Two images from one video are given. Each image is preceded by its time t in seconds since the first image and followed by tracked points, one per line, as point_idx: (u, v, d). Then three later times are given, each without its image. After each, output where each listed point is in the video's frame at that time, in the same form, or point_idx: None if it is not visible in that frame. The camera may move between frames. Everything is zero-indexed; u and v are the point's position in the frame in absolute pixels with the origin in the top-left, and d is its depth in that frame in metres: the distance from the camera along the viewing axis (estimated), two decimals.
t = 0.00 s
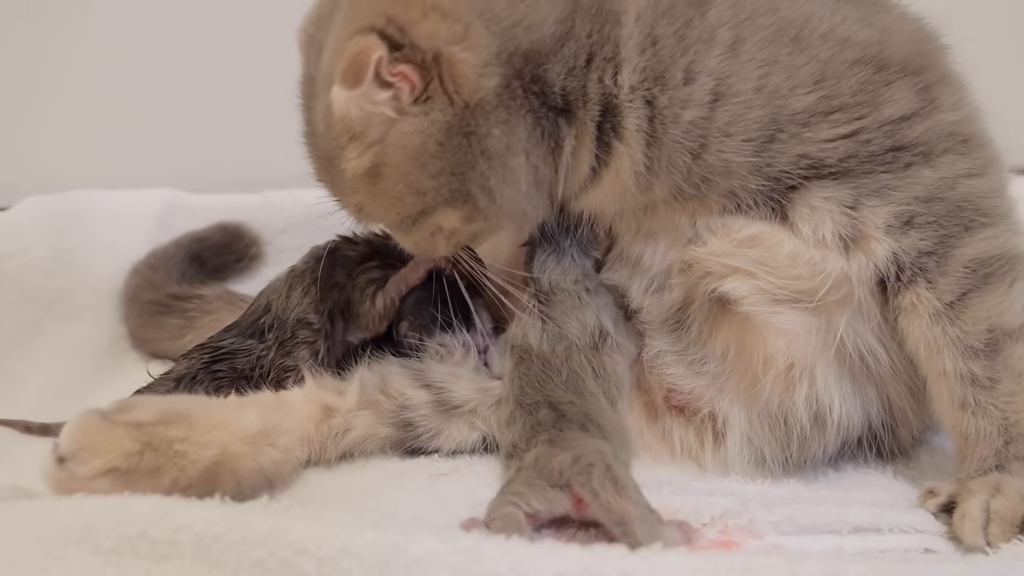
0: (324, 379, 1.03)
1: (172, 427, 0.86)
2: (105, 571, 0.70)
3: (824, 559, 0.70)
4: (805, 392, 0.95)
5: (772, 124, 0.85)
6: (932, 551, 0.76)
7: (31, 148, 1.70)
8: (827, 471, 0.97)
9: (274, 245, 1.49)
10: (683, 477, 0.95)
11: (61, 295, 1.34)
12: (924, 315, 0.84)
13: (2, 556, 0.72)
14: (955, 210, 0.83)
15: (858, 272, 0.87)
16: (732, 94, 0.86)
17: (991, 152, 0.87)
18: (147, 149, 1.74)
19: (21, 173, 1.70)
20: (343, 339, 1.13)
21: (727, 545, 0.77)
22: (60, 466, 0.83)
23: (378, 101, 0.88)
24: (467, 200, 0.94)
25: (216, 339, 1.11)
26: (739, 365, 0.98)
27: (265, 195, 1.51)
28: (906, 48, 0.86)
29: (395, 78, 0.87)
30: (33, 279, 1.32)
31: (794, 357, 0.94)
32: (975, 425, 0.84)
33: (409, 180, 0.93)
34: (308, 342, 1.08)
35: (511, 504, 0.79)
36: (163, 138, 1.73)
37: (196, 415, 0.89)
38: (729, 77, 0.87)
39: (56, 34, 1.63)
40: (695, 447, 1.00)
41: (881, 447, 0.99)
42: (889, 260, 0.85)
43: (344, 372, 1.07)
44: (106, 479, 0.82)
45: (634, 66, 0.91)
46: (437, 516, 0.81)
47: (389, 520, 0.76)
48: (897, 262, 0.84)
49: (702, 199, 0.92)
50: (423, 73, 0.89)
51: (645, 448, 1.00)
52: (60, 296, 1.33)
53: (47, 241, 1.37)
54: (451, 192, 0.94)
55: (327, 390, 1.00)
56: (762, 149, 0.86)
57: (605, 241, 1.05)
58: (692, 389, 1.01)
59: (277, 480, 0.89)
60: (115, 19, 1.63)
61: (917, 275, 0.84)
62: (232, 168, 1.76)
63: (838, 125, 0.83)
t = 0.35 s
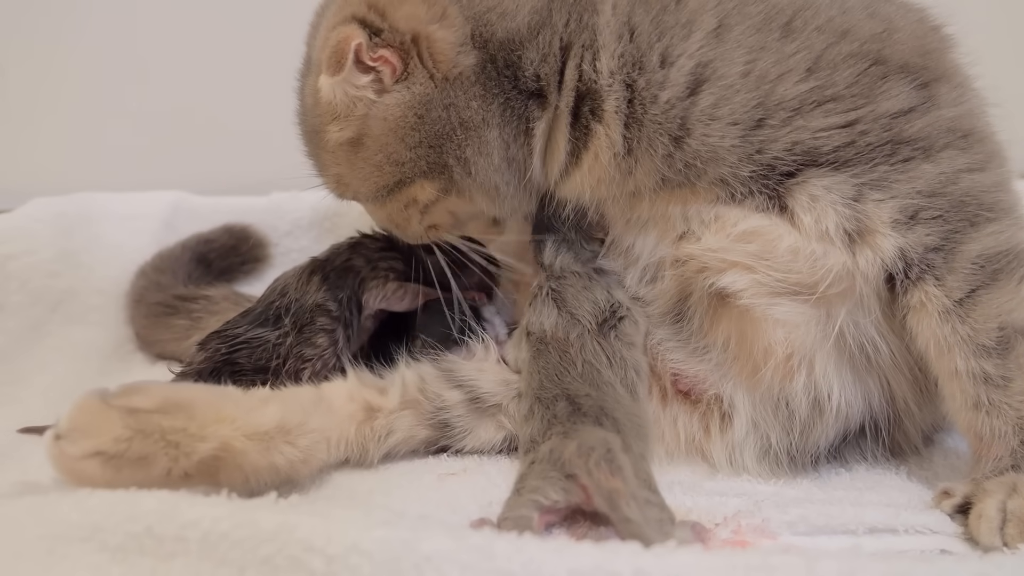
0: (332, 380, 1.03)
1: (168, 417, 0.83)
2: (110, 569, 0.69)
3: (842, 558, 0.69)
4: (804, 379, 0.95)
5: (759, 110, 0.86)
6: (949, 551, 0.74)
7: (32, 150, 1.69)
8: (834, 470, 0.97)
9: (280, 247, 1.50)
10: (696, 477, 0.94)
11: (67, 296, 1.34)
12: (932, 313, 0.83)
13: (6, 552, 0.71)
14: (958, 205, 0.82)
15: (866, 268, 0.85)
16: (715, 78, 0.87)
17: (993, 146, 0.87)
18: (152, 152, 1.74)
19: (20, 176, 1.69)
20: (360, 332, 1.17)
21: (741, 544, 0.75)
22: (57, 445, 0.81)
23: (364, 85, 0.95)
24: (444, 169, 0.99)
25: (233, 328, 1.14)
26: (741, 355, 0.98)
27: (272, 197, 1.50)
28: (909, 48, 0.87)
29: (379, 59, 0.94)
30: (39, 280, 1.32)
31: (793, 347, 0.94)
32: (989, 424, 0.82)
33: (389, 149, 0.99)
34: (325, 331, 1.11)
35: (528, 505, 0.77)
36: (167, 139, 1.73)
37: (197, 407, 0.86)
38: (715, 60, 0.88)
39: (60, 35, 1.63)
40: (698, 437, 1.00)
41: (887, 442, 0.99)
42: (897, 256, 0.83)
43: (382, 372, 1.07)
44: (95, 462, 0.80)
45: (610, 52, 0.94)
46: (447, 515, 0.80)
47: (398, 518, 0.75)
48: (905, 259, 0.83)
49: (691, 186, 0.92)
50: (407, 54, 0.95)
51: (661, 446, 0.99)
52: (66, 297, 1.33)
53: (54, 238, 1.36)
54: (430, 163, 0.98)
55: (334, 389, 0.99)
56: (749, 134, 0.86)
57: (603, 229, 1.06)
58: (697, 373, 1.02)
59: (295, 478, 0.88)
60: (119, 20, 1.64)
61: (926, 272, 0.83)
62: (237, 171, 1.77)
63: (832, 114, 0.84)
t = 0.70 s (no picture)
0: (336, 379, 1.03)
1: (194, 409, 0.82)
2: (112, 566, 0.69)
3: (849, 557, 0.69)
4: (805, 368, 0.95)
5: (756, 106, 0.86)
6: (956, 551, 0.74)
7: (36, 151, 1.70)
8: (840, 468, 0.97)
9: (285, 248, 1.52)
10: (703, 478, 0.94)
11: (71, 296, 1.34)
12: (936, 310, 0.83)
13: (8, 549, 0.71)
14: (961, 200, 0.82)
15: (868, 262, 0.85)
16: (711, 74, 0.88)
17: (996, 141, 0.86)
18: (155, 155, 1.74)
19: (34, 177, 1.71)
20: (348, 341, 1.16)
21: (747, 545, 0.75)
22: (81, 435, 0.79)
23: (419, 111, 0.89)
24: (452, 201, 0.95)
25: (217, 340, 1.10)
26: (743, 345, 0.97)
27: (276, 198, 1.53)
28: (909, 44, 0.86)
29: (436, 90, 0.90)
30: (43, 280, 1.32)
31: (794, 336, 0.93)
32: (996, 423, 0.81)
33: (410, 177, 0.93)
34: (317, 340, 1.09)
35: (533, 500, 0.77)
36: (171, 139, 1.73)
37: (223, 400, 0.85)
38: (712, 58, 0.88)
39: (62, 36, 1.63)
40: (701, 427, 0.99)
41: (890, 437, 0.98)
42: (898, 253, 0.83)
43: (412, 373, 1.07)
44: (121, 453, 0.77)
45: (609, 58, 0.94)
46: (450, 513, 0.80)
47: (401, 515, 0.74)
48: (907, 255, 0.83)
49: (690, 181, 0.92)
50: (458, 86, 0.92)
51: (665, 434, 0.99)
52: (70, 297, 1.34)
53: (59, 237, 1.38)
54: (442, 193, 0.94)
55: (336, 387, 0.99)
56: (746, 129, 0.86)
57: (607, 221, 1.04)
58: (699, 361, 1.01)
59: (324, 478, 0.90)
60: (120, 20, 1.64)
61: (928, 269, 0.83)
62: (239, 173, 1.78)
63: (831, 109, 0.84)
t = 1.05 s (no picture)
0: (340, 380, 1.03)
1: (215, 410, 0.82)
2: (115, 565, 0.68)
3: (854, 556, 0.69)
4: (810, 372, 0.94)
5: (761, 107, 0.86)
6: (963, 551, 0.73)
7: (34, 153, 1.69)
8: (845, 471, 0.96)
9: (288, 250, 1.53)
10: (706, 478, 0.94)
11: (74, 298, 1.34)
12: (941, 311, 0.83)
13: (12, 547, 0.71)
14: (964, 201, 0.81)
15: (874, 262, 0.85)
16: (719, 74, 0.88)
17: (998, 142, 0.86)
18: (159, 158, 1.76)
19: (32, 180, 1.70)
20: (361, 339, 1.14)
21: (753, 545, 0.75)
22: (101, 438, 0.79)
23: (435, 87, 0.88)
24: (503, 180, 0.94)
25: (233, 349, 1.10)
26: (748, 348, 0.97)
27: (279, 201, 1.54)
28: (910, 45, 0.86)
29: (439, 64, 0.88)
30: (47, 281, 1.32)
31: (799, 339, 0.92)
32: (1001, 423, 0.81)
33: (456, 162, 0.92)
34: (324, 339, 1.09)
35: (539, 499, 0.77)
36: (171, 141, 1.74)
37: (243, 399, 0.85)
38: (719, 59, 0.88)
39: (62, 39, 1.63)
40: (704, 432, 0.99)
41: (895, 441, 0.98)
42: (903, 253, 0.83)
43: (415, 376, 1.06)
44: (144, 455, 0.77)
45: (620, 57, 0.94)
46: (454, 513, 0.80)
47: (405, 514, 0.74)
48: (911, 255, 0.83)
49: (695, 183, 0.92)
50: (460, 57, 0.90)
51: (669, 437, 0.98)
52: (73, 299, 1.34)
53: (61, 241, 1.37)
54: (495, 175, 0.94)
55: (339, 387, 0.99)
56: (751, 130, 0.87)
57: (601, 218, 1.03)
58: (703, 365, 1.00)
59: (334, 481, 0.89)
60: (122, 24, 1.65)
61: (932, 269, 0.83)
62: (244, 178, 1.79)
63: (834, 110, 0.84)
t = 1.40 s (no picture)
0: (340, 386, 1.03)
1: (219, 414, 0.84)
2: (115, 569, 0.68)
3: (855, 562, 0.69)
4: (812, 373, 0.93)
5: (761, 115, 0.86)
6: (965, 557, 0.73)
7: (34, 157, 1.71)
8: (846, 476, 0.96)
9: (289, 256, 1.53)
10: (706, 483, 0.94)
11: (75, 304, 1.34)
12: (941, 316, 0.83)
13: (12, 551, 0.70)
14: (964, 207, 0.82)
15: (872, 268, 0.85)
16: (720, 83, 0.88)
17: (999, 148, 0.87)
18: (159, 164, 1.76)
19: (32, 186, 1.72)
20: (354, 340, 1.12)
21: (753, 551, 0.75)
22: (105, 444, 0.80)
23: (454, 117, 0.88)
24: (471, 212, 0.93)
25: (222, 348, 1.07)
26: (749, 352, 0.96)
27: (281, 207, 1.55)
28: (910, 52, 0.87)
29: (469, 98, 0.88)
30: (47, 286, 1.33)
31: (800, 341, 0.91)
32: (1002, 429, 0.81)
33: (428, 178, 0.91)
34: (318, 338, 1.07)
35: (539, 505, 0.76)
36: (171, 143, 1.74)
37: (247, 404, 0.87)
38: (717, 70, 0.89)
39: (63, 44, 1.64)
40: (705, 438, 0.98)
41: (898, 445, 0.97)
42: (902, 259, 0.83)
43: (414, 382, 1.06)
44: (148, 462, 0.78)
45: (621, 72, 0.95)
46: (454, 519, 0.80)
47: (405, 519, 0.74)
48: (910, 261, 0.83)
49: (697, 190, 0.93)
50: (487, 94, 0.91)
51: (670, 441, 0.98)
52: (74, 305, 1.34)
53: (63, 246, 1.40)
54: (464, 205, 0.93)
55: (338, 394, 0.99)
56: (751, 138, 0.87)
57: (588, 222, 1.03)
58: (704, 369, 0.99)
59: (334, 486, 0.88)
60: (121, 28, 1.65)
61: (932, 275, 0.83)
62: (243, 185, 1.79)
63: (834, 117, 0.84)
